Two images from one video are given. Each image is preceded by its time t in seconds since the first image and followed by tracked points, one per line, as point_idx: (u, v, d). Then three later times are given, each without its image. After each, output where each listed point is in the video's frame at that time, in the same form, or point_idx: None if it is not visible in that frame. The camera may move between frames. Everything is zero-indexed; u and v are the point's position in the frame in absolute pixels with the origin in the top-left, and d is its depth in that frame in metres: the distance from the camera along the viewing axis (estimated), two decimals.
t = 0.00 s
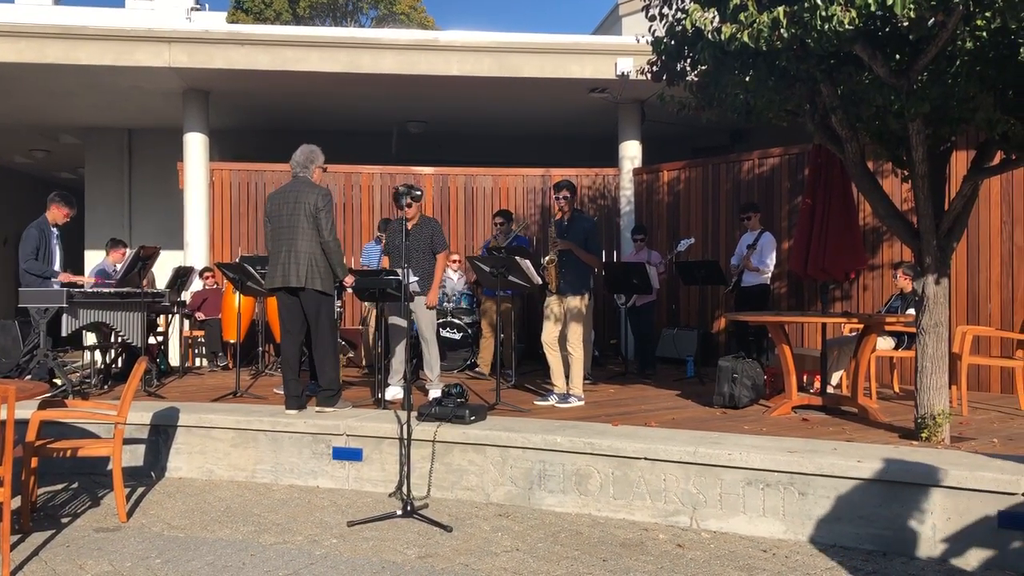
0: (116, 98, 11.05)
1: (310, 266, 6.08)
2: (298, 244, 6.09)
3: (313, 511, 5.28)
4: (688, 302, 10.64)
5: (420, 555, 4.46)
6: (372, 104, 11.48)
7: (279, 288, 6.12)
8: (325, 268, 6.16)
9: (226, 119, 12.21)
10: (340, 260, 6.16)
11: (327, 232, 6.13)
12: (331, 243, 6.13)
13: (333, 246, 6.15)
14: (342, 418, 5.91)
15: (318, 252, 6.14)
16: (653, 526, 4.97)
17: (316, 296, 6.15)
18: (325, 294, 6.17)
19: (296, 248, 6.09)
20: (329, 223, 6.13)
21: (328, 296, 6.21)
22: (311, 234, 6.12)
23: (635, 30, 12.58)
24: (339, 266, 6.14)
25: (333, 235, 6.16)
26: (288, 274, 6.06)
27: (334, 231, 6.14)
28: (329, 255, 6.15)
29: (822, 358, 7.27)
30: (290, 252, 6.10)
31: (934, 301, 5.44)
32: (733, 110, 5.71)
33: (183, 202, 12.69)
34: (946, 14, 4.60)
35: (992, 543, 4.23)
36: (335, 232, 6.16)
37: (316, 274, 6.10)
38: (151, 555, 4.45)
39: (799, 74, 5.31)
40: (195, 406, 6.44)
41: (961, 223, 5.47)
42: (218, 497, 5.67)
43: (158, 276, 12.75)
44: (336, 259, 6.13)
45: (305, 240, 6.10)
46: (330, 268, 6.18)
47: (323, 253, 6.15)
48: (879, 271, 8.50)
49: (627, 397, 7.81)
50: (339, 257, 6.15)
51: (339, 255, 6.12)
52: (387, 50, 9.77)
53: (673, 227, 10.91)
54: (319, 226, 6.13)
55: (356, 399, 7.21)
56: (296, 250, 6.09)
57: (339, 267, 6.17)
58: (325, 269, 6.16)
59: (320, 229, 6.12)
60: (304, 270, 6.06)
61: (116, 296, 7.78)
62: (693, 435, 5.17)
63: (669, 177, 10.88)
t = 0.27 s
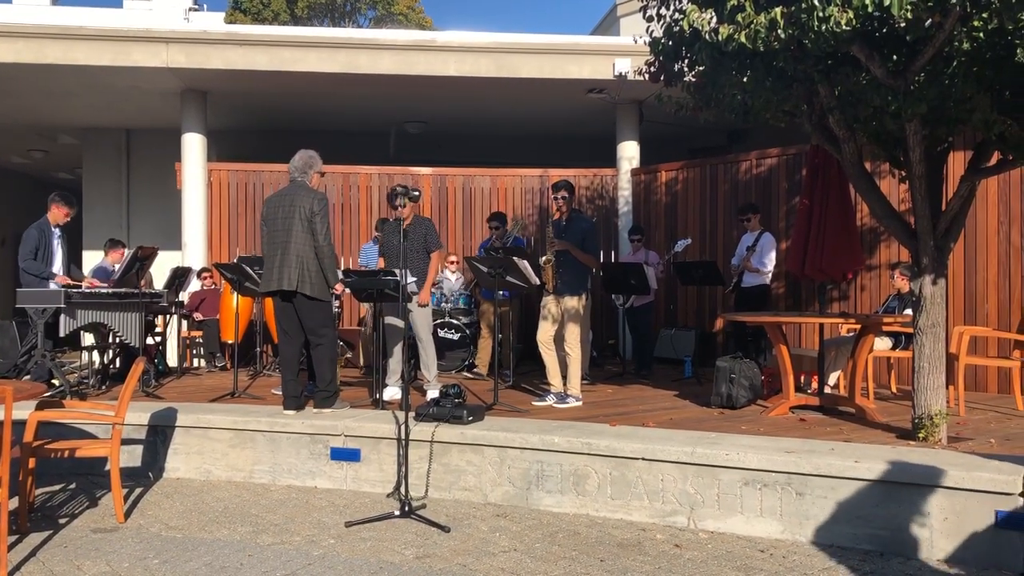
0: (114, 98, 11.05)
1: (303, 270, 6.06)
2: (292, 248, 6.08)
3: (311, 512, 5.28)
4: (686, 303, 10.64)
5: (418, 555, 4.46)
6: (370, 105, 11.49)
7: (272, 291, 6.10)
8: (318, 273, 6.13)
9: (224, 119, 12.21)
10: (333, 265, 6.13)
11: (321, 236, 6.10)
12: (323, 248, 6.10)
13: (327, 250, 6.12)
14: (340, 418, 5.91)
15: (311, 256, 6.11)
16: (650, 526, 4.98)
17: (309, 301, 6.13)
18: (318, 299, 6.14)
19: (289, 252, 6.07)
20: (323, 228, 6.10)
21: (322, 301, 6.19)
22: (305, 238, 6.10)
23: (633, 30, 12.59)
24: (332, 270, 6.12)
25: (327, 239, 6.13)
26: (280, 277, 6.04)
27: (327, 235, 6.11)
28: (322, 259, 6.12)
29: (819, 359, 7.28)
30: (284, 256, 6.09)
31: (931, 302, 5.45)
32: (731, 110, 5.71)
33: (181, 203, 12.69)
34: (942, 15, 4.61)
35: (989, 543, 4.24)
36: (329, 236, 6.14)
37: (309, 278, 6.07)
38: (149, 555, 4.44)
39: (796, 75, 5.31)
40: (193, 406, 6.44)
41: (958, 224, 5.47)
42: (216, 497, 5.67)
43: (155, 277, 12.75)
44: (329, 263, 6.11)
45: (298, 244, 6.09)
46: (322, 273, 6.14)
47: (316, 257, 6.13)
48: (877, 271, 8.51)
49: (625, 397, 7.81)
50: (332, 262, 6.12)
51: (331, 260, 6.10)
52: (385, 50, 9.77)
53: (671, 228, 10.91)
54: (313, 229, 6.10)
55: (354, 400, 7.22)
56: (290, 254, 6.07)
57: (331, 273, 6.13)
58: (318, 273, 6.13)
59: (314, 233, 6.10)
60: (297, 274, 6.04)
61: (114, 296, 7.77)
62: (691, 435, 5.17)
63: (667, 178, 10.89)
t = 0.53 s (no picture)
0: (113, 97, 11.03)
1: (301, 270, 6.05)
2: (290, 247, 6.07)
3: (310, 511, 5.28)
4: (686, 302, 10.63)
5: (417, 554, 4.45)
6: (369, 104, 11.48)
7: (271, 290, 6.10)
8: (316, 272, 6.12)
9: (223, 118, 12.20)
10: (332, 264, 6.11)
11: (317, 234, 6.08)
12: (321, 247, 6.08)
13: (324, 249, 6.10)
14: (339, 418, 5.90)
15: (309, 255, 6.10)
16: (649, 525, 4.98)
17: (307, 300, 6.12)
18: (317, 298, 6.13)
19: (288, 251, 6.06)
20: (321, 227, 6.09)
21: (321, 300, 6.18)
22: (303, 237, 6.09)
23: (632, 29, 12.59)
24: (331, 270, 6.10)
25: (325, 238, 6.12)
26: (279, 276, 6.04)
27: (325, 234, 6.10)
28: (320, 258, 6.10)
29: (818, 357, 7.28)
30: (282, 255, 6.08)
31: (930, 300, 5.46)
32: (730, 109, 5.70)
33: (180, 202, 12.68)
34: (941, 14, 4.60)
35: (988, 542, 4.24)
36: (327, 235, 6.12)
37: (307, 277, 6.06)
38: (148, 555, 4.44)
39: (795, 74, 5.30)
40: (191, 406, 6.44)
41: (957, 222, 5.48)
42: (215, 496, 5.67)
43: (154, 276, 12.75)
44: (327, 263, 6.09)
45: (296, 243, 6.07)
46: (320, 272, 6.12)
47: (314, 256, 6.11)
48: (876, 270, 8.51)
49: (625, 396, 7.81)
50: (331, 261, 6.11)
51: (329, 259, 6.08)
52: (384, 49, 9.77)
53: (670, 227, 10.90)
54: (311, 228, 6.08)
55: (353, 399, 7.22)
56: (288, 253, 6.06)
57: (331, 272, 6.12)
58: (316, 272, 6.11)
59: (312, 232, 6.08)
60: (295, 273, 6.03)
61: (112, 296, 7.77)
62: (690, 434, 5.17)
63: (666, 176, 10.89)
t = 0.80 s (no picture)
0: (116, 95, 11.04)
1: (311, 266, 6.05)
2: (298, 244, 6.07)
3: (313, 508, 5.28)
4: (689, 299, 10.62)
5: (419, 551, 4.46)
6: (372, 101, 11.48)
7: (280, 287, 6.10)
8: (326, 268, 6.12)
9: (226, 116, 12.21)
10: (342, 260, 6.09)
11: (326, 230, 6.08)
12: (331, 243, 6.07)
13: (334, 245, 6.10)
14: (342, 415, 5.90)
15: (319, 252, 6.10)
16: (652, 522, 4.98)
17: (317, 297, 6.11)
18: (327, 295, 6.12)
19: (297, 248, 6.06)
20: (330, 223, 6.09)
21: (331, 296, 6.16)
22: (312, 233, 6.09)
23: (635, 25, 12.57)
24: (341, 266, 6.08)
25: (333, 234, 6.12)
26: (288, 273, 6.04)
27: (334, 231, 6.10)
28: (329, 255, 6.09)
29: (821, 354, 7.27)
30: (291, 252, 6.08)
31: (933, 296, 5.45)
32: (732, 105, 5.68)
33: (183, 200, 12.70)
34: (944, 8, 4.59)
35: (992, 538, 4.23)
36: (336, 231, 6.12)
37: (317, 274, 6.06)
38: (151, 552, 4.45)
39: (798, 70, 5.28)
40: (194, 403, 6.45)
41: (960, 219, 5.46)
42: (218, 493, 5.68)
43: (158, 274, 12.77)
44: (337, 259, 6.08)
45: (305, 240, 6.08)
46: (330, 269, 6.12)
47: (323, 253, 6.11)
48: (879, 266, 8.49)
49: (627, 393, 7.81)
50: (340, 257, 6.10)
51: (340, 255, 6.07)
52: (387, 46, 9.76)
53: (673, 224, 10.90)
54: (319, 225, 6.09)
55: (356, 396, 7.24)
56: (297, 250, 6.06)
57: (341, 269, 6.10)
58: (326, 269, 6.11)
59: (321, 229, 6.09)
60: (305, 270, 6.03)
61: (115, 293, 7.78)
62: (693, 431, 5.17)
63: (669, 173, 10.87)
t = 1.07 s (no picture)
0: (124, 91, 11.06)
1: (328, 262, 6.06)
2: (317, 239, 6.08)
3: (318, 503, 5.28)
4: (697, 295, 10.59)
5: (423, 547, 4.45)
6: (378, 96, 11.47)
7: (297, 282, 6.13)
8: (343, 265, 6.12)
9: (233, 112, 12.21)
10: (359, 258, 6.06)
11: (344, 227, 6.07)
12: (348, 240, 6.06)
13: (353, 242, 6.08)
14: (347, 410, 5.90)
15: (336, 248, 6.10)
16: (657, 518, 4.96)
17: (333, 293, 6.11)
18: (343, 291, 6.12)
19: (315, 243, 6.08)
20: (349, 219, 6.07)
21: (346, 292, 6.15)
22: (330, 229, 6.10)
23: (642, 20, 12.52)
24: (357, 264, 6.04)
25: (352, 231, 6.10)
26: (305, 268, 6.06)
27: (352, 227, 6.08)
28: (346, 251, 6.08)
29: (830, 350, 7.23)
30: (308, 246, 6.09)
31: (942, 292, 5.41)
32: (739, 99, 5.63)
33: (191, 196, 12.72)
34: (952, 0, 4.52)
35: (999, 536, 4.20)
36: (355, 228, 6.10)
37: (334, 270, 6.07)
38: (155, 547, 4.45)
39: (805, 63, 5.24)
40: (201, 398, 6.47)
41: (968, 215, 5.43)
42: (224, 488, 5.68)
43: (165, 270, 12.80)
44: (354, 256, 6.05)
45: (323, 235, 6.08)
46: (347, 265, 6.11)
47: (342, 249, 6.10)
48: (889, 262, 8.43)
49: (634, 389, 7.79)
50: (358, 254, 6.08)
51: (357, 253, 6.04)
52: (394, 41, 9.74)
53: (681, 219, 10.86)
54: (338, 221, 6.08)
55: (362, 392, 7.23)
56: (315, 245, 6.08)
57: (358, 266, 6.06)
58: (343, 265, 6.12)
59: (340, 225, 6.07)
60: (321, 265, 6.04)
61: (122, 289, 7.81)
62: (699, 427, 5.14)
63: (677, 168, 10.83)
